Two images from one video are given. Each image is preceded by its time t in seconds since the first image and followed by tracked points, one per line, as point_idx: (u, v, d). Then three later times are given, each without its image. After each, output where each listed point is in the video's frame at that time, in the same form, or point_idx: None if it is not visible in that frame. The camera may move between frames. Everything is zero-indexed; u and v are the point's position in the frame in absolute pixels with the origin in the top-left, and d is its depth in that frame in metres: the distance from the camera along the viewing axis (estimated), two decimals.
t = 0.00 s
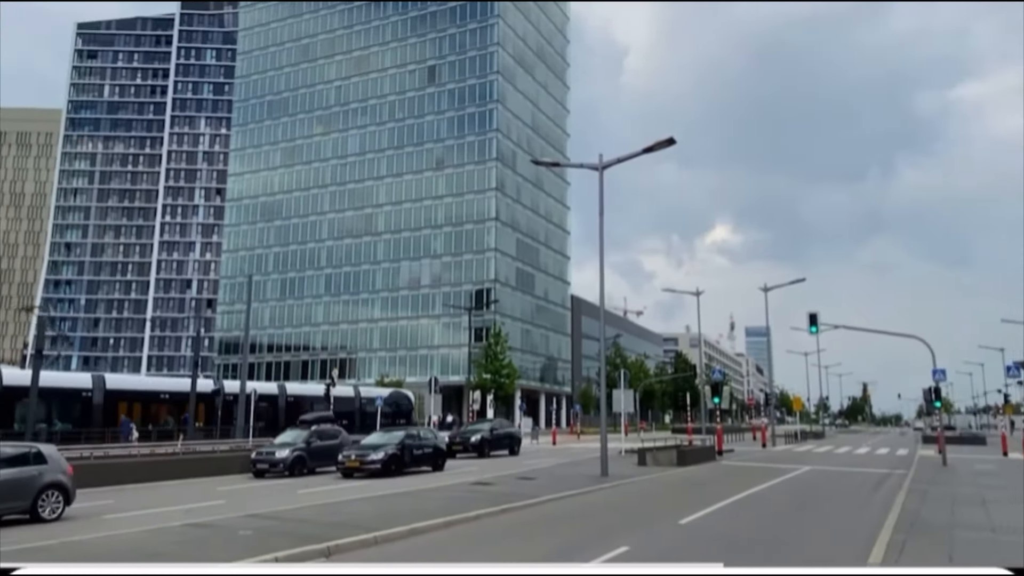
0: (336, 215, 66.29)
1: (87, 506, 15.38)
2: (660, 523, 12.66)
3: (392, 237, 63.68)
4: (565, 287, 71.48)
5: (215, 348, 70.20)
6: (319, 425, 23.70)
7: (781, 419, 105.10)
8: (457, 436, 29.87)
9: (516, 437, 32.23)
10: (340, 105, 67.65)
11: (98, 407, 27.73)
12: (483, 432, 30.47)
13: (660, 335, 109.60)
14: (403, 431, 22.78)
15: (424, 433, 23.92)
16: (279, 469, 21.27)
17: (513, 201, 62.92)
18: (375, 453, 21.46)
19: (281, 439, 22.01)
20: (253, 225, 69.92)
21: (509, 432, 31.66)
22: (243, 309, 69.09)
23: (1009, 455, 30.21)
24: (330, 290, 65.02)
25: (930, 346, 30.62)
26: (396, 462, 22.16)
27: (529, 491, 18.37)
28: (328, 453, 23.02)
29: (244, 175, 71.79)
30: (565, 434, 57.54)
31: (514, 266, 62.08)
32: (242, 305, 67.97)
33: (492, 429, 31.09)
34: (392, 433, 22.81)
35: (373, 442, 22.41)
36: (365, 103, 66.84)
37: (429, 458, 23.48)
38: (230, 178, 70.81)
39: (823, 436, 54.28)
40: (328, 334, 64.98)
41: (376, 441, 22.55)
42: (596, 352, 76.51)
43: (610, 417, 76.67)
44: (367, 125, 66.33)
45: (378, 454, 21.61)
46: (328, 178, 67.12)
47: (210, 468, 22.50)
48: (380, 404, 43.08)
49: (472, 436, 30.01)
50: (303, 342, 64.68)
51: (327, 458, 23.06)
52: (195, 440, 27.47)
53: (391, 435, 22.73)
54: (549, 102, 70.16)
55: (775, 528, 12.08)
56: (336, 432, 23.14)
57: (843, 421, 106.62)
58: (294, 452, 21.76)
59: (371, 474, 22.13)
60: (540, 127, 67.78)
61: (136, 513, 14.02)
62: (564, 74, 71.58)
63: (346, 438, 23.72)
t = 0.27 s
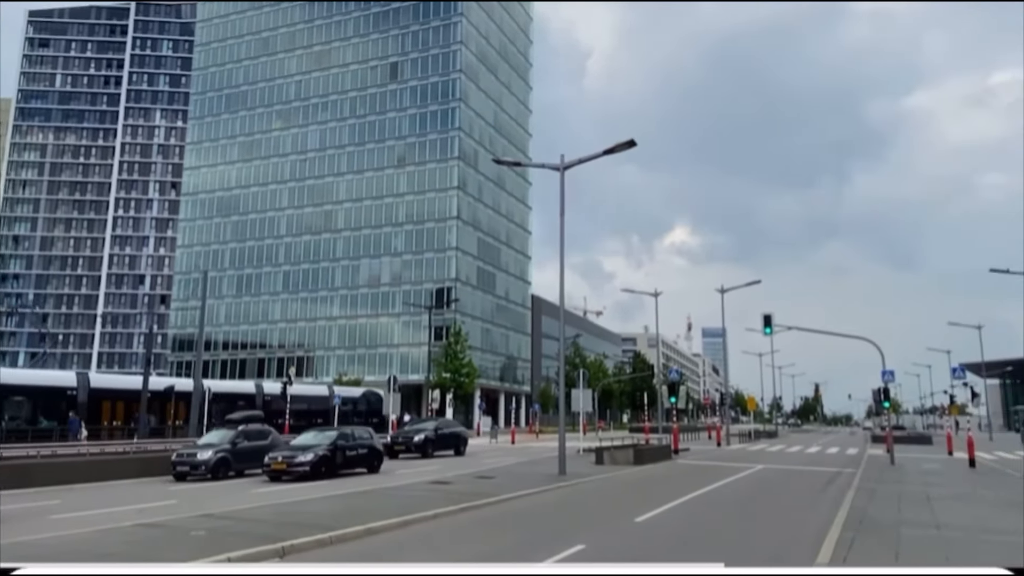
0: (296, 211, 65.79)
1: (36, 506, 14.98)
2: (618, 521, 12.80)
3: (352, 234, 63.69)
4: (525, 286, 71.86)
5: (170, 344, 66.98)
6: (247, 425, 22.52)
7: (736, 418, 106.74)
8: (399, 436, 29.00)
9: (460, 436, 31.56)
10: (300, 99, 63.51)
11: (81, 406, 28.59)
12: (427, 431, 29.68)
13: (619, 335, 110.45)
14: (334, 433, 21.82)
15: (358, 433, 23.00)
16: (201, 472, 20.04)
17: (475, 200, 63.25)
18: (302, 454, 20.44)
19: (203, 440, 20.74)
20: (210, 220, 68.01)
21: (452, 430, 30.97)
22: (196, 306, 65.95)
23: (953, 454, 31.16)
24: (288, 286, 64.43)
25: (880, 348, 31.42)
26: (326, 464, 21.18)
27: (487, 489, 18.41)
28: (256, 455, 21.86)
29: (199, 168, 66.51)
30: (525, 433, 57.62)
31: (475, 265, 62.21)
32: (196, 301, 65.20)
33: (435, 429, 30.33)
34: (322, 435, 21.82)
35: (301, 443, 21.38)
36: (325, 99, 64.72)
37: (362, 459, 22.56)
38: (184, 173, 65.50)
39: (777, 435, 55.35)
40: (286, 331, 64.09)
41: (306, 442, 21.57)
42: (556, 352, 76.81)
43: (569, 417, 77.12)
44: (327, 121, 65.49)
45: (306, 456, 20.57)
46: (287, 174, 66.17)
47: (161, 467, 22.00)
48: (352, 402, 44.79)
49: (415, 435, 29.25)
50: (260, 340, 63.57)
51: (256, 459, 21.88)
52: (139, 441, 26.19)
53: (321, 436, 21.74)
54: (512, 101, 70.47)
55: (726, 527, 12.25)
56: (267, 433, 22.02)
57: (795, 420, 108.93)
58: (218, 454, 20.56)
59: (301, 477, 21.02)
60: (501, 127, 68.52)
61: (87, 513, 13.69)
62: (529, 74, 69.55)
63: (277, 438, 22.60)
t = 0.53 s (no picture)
0: (254, 207, 64.46)
1: None
2: (575, 521, 12.85)
3: (312, 232, 62.51)
4: (486, 287, 71.71)
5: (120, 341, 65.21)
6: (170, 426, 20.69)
7: (693, 419, 108.08)
8: (342, 436, 27.86)
9: (407, 437, 30.52)
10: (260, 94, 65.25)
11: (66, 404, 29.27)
12: (371, 431, 28.60)
13: (579, 335, 111.00)
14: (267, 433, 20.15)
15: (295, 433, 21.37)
16: (117, 475, 18.25)
17: (438, 199, 62.95)
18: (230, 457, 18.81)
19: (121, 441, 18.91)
20: (166, 215, 66.62)
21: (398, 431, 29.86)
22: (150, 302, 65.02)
23: (901, 455, 31.98)
24: (245, 283, 63.16)
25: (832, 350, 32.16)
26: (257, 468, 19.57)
27: (446, 489, 18.42)
28: (180, 457, 20.03)
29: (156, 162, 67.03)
30: (485, 433, 57.75)
31: (437, 264, 61.93)
32: (150, 298, 64.23)
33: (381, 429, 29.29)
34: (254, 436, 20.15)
35: (231, 445, 19.69)
36: (285, 94, 64.99)
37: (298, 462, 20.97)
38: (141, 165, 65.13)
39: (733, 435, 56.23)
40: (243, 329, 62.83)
41: (238, 444, 19.90)
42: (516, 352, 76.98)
43: (529, 417, 77.41)
44: (287, 117, 64.76)
45: (233, 459, 18.91)
46: (246, 169, 65.11)
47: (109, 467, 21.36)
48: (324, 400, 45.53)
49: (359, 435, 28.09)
50: (216, 338, 62.35)
51: (179, 462, 20.08)
52: (80, 440, 25.17)
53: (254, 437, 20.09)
54: (474, 101, 70.70)
55: (683, 527, 12.38)
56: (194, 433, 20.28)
57: (750, 421, 110.76)
58: (136, 455, 18.83)
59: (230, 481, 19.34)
60: (466, 127, 68.24)
61: (34, 514, 13.28)
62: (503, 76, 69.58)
63: (203, 439, 20.80)
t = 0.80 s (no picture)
0: (213, 203, 63.56)
1: None
2: (534, 521, 12.95)
3: (273, 230, 61.84)
4: (450, 287, 71.66)
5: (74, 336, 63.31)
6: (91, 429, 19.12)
7: (653, 420, 109.17)
8: (285, 437, 26.63)
9: (355, 438, 29.35)
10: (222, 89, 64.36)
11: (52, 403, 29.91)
12: (316, 433, 27.41)
13: (542, 337, 111.39)
14: (197, 434, 18.64)
15: (228, 434, 19.87)
16: (24, 479, 16.73)
17: (401, 198, 62.70)
18: (155, 459, 17.26)
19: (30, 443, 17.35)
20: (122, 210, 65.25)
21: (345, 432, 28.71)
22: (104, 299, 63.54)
23: (855, 456, 32.71)
24: (204, 281, 62.19)
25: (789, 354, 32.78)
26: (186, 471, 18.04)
27: (406, 490, 18.36)
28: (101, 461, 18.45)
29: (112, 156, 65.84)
30: (446, 434, 57.65)
31: (400, 264, 61.75)
32: (105, 295, 62.85)
33: (326, 430, 28.12)
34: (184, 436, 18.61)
35: (157, 446, 18.21)
36: (248, 90, 64.33)
37: (233, 465, 19.49)
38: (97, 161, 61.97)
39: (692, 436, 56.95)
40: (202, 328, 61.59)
41: (165, 445, 18.33)
42: (479, 352, 76.97)
43: (490, 417, 77.49)
44: (249, 112, 64.12)
45: (158, 461, 17.37)
46: (206, 165, 64.11)
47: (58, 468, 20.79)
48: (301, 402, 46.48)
49: (303, 437, 26.98)
50: (172, 336, 61.17)
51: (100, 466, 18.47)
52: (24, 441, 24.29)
53: (182, 438, 18.58)
54: (440, 101, 70.58)
55: (641, 527, 12.55)
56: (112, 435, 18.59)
57: (709, 423, 112.18)
58: (46, 458, 17.24)
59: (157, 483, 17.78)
60: (431, 127, 68.16)
61: None
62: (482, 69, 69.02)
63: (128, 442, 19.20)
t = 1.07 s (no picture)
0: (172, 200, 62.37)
1: None
2: (497, 522, 13.00)
3: (234, 228, 60.80)
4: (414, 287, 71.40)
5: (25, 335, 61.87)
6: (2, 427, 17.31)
7: (615, 421, 109.97)
8: (227, 438, 25.43)
9: (303, 440, 28.17)
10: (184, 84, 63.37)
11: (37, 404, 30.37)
12: (261, 434, 26.35)
13: (506, 338, 111.45)
14: (129, 435, 17.47)
15: (163, 434, 18.69)
16: None
17: (366, 197, 62.32)
18: (81, 461, 15.99)
19: None
20: (77, 205, 63.51)
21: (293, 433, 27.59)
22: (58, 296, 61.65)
23: (812, 458, 33.33)
24: (161, 279, 60.90)
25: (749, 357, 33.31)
26: (115, 475, 16.79)
27: (369, 491, 18.26)
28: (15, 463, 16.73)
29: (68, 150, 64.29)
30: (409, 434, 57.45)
31: (365, 264, 61.39)
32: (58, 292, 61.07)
33: (272, 431, 27.00)
34: (113, 437, 17.33)
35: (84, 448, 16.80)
36: (211, 84, 63.19)
37: (169, 466, 18.31)
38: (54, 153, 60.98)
39: (654, 438, 57.51)
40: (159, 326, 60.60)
41: (92, 446, 17.04)
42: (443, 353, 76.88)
43: (453, 418, 77.40)
44: (212, 108, 62.88)
45: (85, 465, 16.01)
46: (166, 161, 62.94)
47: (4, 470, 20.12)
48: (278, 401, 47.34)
49: (246, 438, 25.76)
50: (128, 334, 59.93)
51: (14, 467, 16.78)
52: None
53: (113, 438, 17.39)
54: (406, 100, 70.38)
55: (602, 528, 12.70)
56: (25, 435, 16.98)
57: (670, 424, 113.43)
58: None
59: (81, 490, 16.40)
60: (397, 126, 67.94)
61: None
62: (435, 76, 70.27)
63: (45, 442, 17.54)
